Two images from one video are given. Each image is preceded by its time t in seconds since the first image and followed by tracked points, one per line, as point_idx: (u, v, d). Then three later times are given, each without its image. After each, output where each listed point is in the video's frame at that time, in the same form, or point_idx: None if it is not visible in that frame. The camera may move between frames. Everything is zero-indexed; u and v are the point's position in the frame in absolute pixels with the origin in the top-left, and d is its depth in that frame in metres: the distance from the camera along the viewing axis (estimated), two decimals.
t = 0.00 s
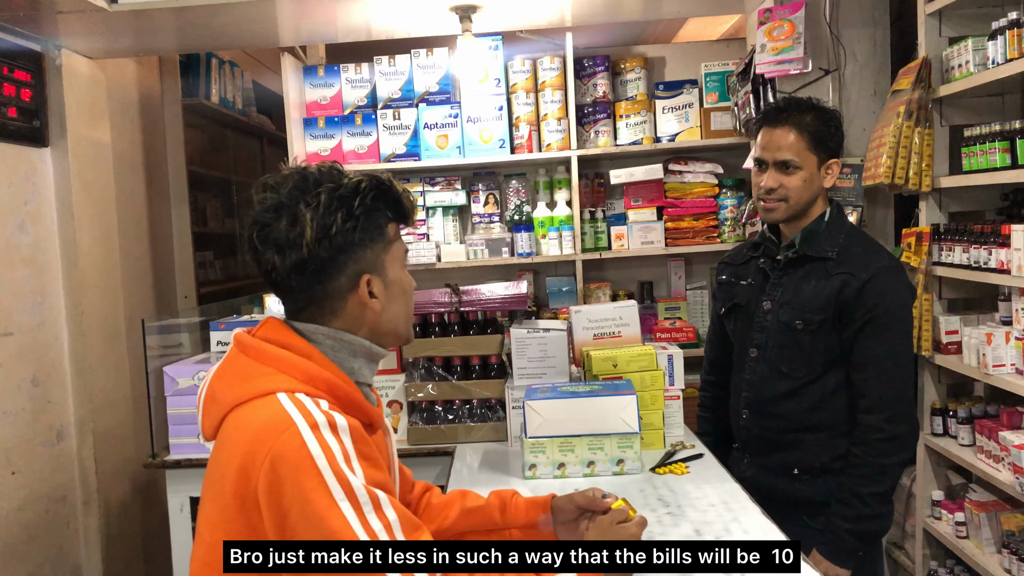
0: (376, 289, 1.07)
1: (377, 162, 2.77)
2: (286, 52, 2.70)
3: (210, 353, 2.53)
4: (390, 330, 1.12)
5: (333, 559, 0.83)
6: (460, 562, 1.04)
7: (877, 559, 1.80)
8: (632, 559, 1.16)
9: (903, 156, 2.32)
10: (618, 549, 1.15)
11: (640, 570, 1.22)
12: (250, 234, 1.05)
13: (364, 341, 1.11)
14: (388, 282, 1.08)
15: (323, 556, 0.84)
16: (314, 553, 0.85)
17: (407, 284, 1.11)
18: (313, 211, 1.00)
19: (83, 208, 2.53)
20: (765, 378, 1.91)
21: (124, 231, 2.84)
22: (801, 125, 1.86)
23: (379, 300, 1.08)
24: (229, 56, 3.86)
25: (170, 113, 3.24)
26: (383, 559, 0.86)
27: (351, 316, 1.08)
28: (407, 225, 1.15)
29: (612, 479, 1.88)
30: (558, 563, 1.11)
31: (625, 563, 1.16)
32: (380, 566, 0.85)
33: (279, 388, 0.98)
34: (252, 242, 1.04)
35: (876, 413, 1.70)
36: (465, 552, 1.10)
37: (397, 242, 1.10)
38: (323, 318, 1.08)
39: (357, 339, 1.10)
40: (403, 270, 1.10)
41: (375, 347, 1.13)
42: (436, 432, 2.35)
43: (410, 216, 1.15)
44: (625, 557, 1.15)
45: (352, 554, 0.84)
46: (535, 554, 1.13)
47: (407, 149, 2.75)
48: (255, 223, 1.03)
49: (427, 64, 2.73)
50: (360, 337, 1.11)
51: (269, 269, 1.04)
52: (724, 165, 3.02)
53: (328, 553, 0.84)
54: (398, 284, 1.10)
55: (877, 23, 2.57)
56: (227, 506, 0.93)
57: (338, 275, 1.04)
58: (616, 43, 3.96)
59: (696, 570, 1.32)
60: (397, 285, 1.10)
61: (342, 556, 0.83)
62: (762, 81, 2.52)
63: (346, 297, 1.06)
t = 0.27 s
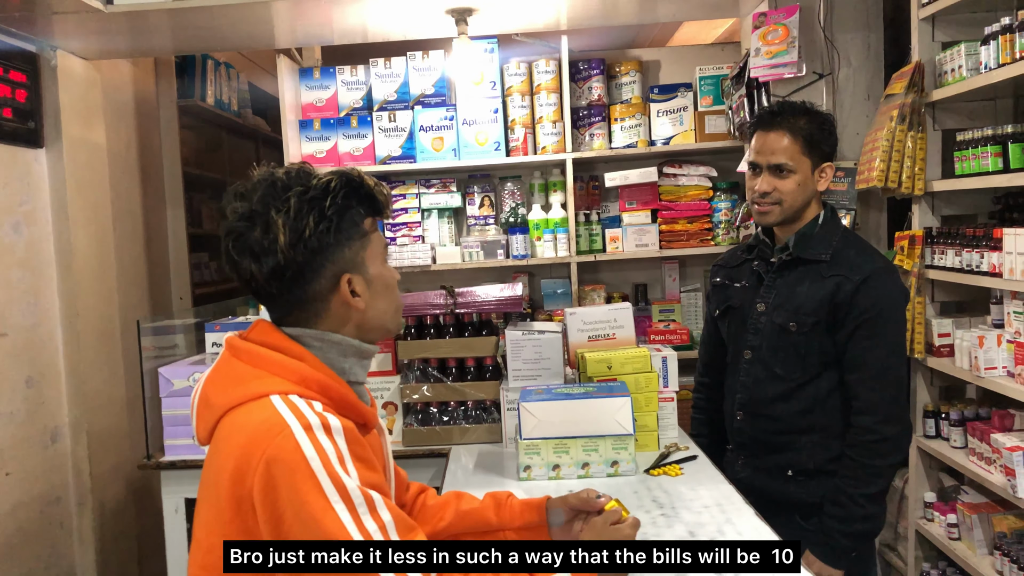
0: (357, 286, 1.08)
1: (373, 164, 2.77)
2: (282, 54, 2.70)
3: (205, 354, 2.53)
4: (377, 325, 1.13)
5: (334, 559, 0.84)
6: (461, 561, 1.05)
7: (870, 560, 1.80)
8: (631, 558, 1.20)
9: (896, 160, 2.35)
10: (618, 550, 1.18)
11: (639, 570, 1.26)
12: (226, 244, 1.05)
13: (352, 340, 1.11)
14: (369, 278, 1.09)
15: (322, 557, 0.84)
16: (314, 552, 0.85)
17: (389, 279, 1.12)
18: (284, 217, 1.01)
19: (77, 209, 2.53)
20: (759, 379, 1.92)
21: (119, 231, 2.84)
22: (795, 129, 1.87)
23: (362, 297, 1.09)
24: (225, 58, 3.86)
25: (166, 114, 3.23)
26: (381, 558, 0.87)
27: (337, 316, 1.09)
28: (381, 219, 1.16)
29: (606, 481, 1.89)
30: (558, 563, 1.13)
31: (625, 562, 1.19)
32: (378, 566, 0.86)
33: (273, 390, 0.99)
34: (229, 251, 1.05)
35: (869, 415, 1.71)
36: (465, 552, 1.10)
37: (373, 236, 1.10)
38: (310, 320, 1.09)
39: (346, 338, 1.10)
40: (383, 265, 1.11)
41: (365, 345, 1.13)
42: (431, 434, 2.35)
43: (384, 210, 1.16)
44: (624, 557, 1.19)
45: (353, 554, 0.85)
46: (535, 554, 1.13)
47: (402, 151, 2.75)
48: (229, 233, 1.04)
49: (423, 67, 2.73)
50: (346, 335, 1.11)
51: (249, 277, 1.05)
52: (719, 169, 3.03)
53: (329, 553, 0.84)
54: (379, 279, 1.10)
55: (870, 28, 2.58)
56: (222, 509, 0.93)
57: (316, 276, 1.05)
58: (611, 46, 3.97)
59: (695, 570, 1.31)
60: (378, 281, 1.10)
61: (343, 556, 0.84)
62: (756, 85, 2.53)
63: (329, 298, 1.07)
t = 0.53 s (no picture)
0: (346, 284, 1.07)
1: (365, 163, 2.76)
2: (273, 52, 2.69)
3: (196, 353, 2.52)
4: (365, 324, 1.12)
5: (333, 559, 0.84)
6: (453, 561, 1.05)
7: (861, 559, 1.81)
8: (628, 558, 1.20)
9: (888, 160, 2.35)
10: (618, 550, 1.17)
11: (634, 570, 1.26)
12: (215, 240, 1.05)
13: (341, 338, 1.10)
14: (358, 277, 1.08)
15: (322, 556, 0.84)
16: (313, 551, 0.84)
17: (378, 278, 1.11)
18: (272, 213, 1.01)
19: (67, 208, 2.52)
20: (751, 379, 1.92)
21: (109, 230, 2.82)
22: (787, 129, 1.87)
23: (350, 296, 1.08)
24: (216, 56, 3.84)
25: (157, 113, 3.22)
26: (379, 558, 0.87)
27: (324, 315, 1.08)
28: (374, 217, 1.15)
29: (598, 481, 1.89)
30: (558, 563, 1.12)
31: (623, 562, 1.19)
32: (374, 566, 0.86)
33: (262, 390, 0.98)
34: (218, 247, 1.05)
35: (861, 414, 1.72)
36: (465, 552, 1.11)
37: (363, 235, 1.09)
38: (297, 319, 1.08)
39: (334, 337, 1.10)
40: (373, 264, 1.10)
41: (354, 343, 1.12)
42: (423, 434, 2.35)
43: (377, 208, 1.15)
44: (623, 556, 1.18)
45: (352, 554, 0.85)
46: (535, 554, 1.14)
47: (394, 150, 2.74)
48: (219, 228, 1.04)
49: (416, 66, 2.73)
50: (335, 333, 1.11)
51: (237, 274, 1.05)
52: (711, 168, 3.03)
53: (328, 553, 0.84)
54: (368, 278, 1.10)
55: (862, 28, 2.58)
56: (214, 512, 0.92)
57: (304, 274, 1.04)
58: (604, 45, 3.97)
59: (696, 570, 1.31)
60: (367, 279, 1.10)
61: (342, 556, 0.84)
62: (748, 84, 2.53)
63: (316, 296, 1.06)
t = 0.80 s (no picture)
0: (344, 287, 1.08)
1: (363, 165, 2.77)
2: (271, 55, 2.69)
3: (194, 355, 2.51)
4: (362, 327, 1.12)
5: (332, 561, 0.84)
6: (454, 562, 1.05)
7: (860, 560, 1.81)
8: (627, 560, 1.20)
9: (885, 161, 2.36)
10: (614, 552, 1.19)
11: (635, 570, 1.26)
12: (215, 238, 1.06)
13: (337, 340, 1.11)
14: (356, 280, 1.08)
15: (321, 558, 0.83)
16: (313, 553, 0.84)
17: (376, 281, 1.11)
18: (273, 213, 1.01)
19: (65, 210, 2.52)
20: (749, 380, 1.92)
21: (107, 233, 2.82)
22: (784, 130, 1.88)
23: (348, 297, 1.08)
24: (214, 59, 3.84)
25: (155, 115, 3.22)
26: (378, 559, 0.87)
27: (322, 316, 1.08)
28: (374, 220, 1.15)
29: (596, 482, 1.89)
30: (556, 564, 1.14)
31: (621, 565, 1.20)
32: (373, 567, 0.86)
33: (258, 394, 0.98)
34: (218, 246, 1.05)
35: (859, 415, 1.72)
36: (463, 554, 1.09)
37: (363, 237, 1.10)
38: (295, 320, 1.08)
39: (331, 339, 1.10)
40: (372, 267, 1.10)
41: (350, 346, 1.13)
42: (421, 435, 2.35)
43: (378, 211, 1.15)
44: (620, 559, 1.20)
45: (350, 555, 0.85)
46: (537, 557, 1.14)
47: (392, 152, 2.74)
48: (219, 227, 1.04)
49: (414, 68, 2.73)
50: (331, 335, 1.11)
51: (235, 273, 1.06)
52: (709, 170, 3.04)
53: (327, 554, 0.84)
54: (366, 281, 1.10)
55: (858, 30, 2.59)
56: (212, 517, 0.92)
57: (302, 275, 1.04)
58: (602, 47, 3.98)
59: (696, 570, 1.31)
60: (366, 282, 1.10)
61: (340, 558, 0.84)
62: (745, 86, 2.54)
63: (314, 298, 1.07)
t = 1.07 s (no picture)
0: (344, 287, 1.07)
1: (360, 165, 2.76)
2: (268, 55, 2.68)
3: (191, 356, 2.51)
4: (361, 330, 1.11)
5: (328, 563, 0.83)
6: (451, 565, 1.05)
7: (857, 562, 1.81)
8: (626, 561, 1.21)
9: (882, 162, 2.36)
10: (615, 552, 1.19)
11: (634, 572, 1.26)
12: (219, 234, 1.06)
13: (336, 342, 1.10)
14: (357, 281, 1.08)
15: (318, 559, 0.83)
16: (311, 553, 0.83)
17: (377, 284, 1.11)
18: (277, 209, 1.01)
19: (63, 211, 2.51)
20: (747, 381, 1.92)
21: (104, 233, 2.82)
22: (781, 132, 1.88)
23: (348, 299, 1.08)
24: (212, 59, 3.84)
25: (152, 116, 3.22)
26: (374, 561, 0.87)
27: (320, 316, 1.08)
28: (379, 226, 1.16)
29: (594, 483, 1.89)
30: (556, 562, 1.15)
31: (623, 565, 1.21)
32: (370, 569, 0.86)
33: (256, 395, 0.98)
34: (220, 242, 1.05)
35: (856, 416, 1.72)
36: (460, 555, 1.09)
37: (367, 240, 1.10)
38: (294, 320, 1.08)
39: (330, 340, 1.09)
40: (372, 269, 1.10)
41: (349, 347, 1.12)
42: (419, 437, 2.35)
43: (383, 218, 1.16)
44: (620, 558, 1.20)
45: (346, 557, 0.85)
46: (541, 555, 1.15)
47: (390, 153, 2.74)
48: (224, 223, 1.05)
49: (411, 69, 2.73)
50: (330, 337, 1.10)
51: (237, 269, 1.06)
52: (707, 171, 3.04)
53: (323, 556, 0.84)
54: (366, 283, 1.09)
55: (856, 31, 2.59)
56: (209, 518, 0.91)
57: (304, 273, 1.04)
58: (600, 48, 3.98)
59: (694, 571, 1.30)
60: (366, 284, 1.09)
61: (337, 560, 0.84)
62: (743, 87, 2.53)
63: (313, 297, 1.06)
